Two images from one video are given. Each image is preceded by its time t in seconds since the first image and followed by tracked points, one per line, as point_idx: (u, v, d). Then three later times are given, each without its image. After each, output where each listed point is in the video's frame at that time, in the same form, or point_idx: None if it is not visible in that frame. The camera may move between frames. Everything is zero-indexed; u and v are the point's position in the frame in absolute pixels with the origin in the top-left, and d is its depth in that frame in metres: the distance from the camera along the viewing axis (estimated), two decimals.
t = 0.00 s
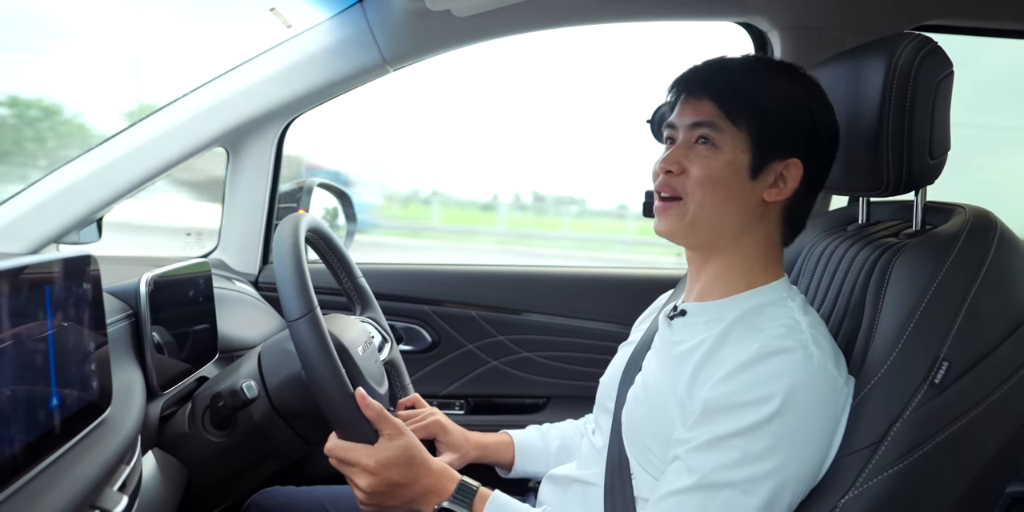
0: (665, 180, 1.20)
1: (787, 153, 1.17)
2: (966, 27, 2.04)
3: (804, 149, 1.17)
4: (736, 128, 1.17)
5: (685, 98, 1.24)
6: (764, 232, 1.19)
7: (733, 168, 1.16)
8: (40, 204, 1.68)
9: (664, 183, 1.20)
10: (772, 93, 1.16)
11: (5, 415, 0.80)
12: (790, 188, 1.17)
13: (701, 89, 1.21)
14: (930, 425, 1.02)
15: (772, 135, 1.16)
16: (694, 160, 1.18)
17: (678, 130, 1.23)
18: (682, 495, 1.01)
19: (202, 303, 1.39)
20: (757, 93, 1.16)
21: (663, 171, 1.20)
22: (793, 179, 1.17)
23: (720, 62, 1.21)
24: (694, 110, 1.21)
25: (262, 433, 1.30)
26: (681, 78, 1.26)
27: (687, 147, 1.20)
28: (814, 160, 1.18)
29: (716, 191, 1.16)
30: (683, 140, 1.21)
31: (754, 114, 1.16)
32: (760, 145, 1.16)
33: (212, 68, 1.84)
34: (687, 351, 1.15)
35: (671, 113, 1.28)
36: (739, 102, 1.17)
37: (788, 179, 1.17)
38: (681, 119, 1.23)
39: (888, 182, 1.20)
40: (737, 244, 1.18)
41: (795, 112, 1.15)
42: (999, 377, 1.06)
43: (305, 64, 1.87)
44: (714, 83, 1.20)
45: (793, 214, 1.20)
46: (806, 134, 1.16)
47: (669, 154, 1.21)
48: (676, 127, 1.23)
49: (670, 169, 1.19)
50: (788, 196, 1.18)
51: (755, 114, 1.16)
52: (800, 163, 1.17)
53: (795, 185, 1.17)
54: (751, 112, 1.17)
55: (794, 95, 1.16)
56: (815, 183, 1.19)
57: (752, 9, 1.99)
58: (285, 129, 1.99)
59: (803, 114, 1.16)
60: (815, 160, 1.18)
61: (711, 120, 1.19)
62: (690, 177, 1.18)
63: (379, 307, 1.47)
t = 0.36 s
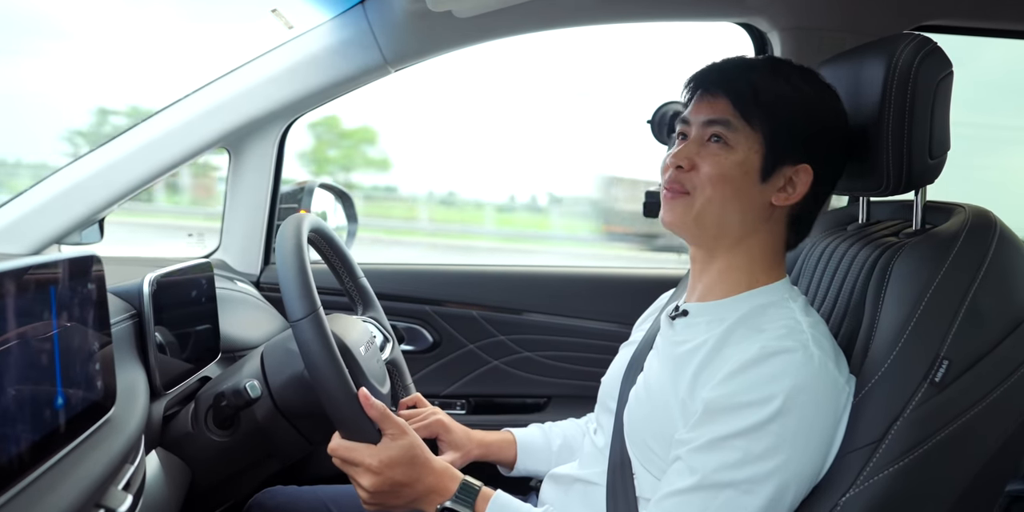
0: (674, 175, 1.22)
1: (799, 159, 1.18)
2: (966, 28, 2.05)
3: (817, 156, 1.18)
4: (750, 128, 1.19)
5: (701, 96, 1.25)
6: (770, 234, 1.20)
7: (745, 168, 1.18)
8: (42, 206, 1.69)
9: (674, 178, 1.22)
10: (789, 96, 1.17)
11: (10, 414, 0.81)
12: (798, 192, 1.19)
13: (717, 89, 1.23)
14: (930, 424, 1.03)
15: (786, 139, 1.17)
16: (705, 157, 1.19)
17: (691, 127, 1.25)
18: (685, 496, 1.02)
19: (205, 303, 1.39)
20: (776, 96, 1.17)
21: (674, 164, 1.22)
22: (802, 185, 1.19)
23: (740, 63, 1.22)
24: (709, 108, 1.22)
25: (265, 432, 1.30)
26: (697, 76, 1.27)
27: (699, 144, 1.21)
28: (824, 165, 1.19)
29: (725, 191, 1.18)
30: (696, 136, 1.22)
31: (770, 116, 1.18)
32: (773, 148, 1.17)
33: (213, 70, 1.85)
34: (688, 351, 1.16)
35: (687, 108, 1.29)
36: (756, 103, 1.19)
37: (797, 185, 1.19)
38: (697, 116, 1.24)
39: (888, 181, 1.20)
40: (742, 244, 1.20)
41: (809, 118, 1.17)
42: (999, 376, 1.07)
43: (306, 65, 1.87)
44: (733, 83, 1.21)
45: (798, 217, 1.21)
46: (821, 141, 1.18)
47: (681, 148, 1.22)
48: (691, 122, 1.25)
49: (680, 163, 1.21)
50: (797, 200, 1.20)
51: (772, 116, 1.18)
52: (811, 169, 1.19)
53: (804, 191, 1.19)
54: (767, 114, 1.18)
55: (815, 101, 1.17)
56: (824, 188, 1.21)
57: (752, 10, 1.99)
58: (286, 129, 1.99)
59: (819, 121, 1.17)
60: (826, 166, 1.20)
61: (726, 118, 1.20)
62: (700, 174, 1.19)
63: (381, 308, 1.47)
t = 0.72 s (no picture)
0: (659, 176, 1.24)
1: (770, 142, 1.15)
2: (969, 25, 2.03)
3: (788, 138, 1.15)
4: (715, 120, 1.18)
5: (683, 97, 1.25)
6: (755, 224, 1.18)
7: (713, 157, 1.17)
8: (36, 202, 1.66)
9: (660, 178, 1.24)
10: (755, 86, 1.15)
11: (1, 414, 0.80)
12: (775, 176, 1.16)
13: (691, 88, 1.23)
14: (933, 425, 1.02)
15: (750, 125, 1.15)
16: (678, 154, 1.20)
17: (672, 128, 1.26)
18: (684, 495, 1.00)
19: (200, 301, 1.38)
20: (740, 87, 1.16)
21: (656, 167, 1.24)
22: (778, 166, 1.15)
23: (713, 61, 1.21)
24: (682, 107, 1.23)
25: (261, 430, 1.29)
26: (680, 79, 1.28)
27: (675, 143, 1.22)
28: (803, 149, 1.15)
29: (696, 182, 1.17)
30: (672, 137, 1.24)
31: (733, 106, 1.17)
32: (739, 135, 1.16)
33: (211, 65, 1.84)
34: (688, 350, 1.15)
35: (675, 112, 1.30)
36: (722, 95, 1.18)
37: (773, 167, 1.15)
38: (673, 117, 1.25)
39: (890, 179, 1.19)
40: (731, 234, 1.18)
41: (778, 105, 1.14)
42: (1002, 376, 1.06)
43: (305, 60, 1.86)
44: (701, 79, 1.21)
45: (785, 205, 1.18)
46: (790, 124, 1.14)
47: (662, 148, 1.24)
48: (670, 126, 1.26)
49: (659, 164, 1.23)
50: (776, 184, 1.17)
51: (734, 106, 1.16)
52: (784, 149, 1.15)
53: (781, 172, 1.15)
54: (731, 106, 1.17)
55: (777, 88, 1.14)
56: (807, 175, 1.17)
57: (753, 7, 1.98)
58: (284, 125, 1.98)
59: (788, 106, 1.14)
60: (807, 151, 1.15)
61: (694, 115, 1.20)
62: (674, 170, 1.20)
63: (379, 306, 1.46)
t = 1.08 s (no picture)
0: (667, 172, 1.24)
1: (781, 139, 1.17)
2: (971, 23, 2.05)
3: (797, 136, 1.17)
4: (726, 118, 1.19)
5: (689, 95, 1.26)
6: (764, 221, 1.19)
7: (725, 155, 1.18)
8: (43, 203, 1.66)
9: (668, 175, 1.24)
10: (763, 85, 1.17)
11: (22, 410, 0.81)
12: (786, 173, 1.17)
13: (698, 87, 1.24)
14: (940, 418, 1.03)
15: (762, 123, 1.17)
16: (689, 151, 1.21)
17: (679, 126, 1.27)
18: (693, 484, 0.99)
19: (210, 299, 1.39)
20: (748, 85, 1.18)
21: (665, 164, 1.24)
22: (789, 164, 1.17)
23: (719, 60, 1.23)
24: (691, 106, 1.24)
25: (273, 427, 1.30)
26: (686, 78, 1.29)
27: (685, 140, 1.23)
28: (812, 147, 1.17)
29: (709, 180, 1.18)
30: (681, 135, 1.24)
31: (744, 104, 1.18)
32: (750, 133, 1.17)
33: (217, 66, 1.85)
34: (694, 346, 1.15)
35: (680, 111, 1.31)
36: (733, 93, 1.19)
37: (784, 165, 1.17)
38: (681, 115, 1.25)
39: (896, 176, 1.21)
40: (739, 231, 1.19)
41: (785, 103, 1.16)
42: (1008, 370, 1.07)
43: (311, 60, 1.87)
44: (710, 78, 1.22)
45: (793, 203, 1.20)
46: (797, 122, 1.16)
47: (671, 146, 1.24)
48: (677, 123, 1.27)
49: (669, 161, 1.23)
50: (787, 182, 1.18)
51: (746, 103, 1.18)
52: (795, 147, 1.17)
53: (792, 170, 1.17)
54: (742, 104, 1.18)
55: (787, 87, 1.16)
56: (816, 172, 1.19)
57: (757, 5, 1.99)
58: (291, 125, 1.99)
59: (798, 105, 1.16)
60: (815, 149, 1.18)
61: (705, 113, 1.21)
62: (686, 167, 1.21)
63: (387, 303, 1.47)
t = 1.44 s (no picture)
0: (681, 168, 1.14)
1: (802, 150, 1.16)
2: (969, 22, 2.04)
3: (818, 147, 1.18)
4: (755, 120, 1.15)
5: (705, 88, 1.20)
6: (777, 228, 1.17)
7: (752, 160, 1.13)
8: (38, 201, 1.66)
9: (681, 170, 1.14)
10: (790, 88, 1.16)
11: (5, 414, 0.80)
12: (804, 184, 1.17)
13: (720, 82, 1.18)
14: (936, 422, 1.02)
15: (789, 130, 1.15)
16: (711, 149, 1.14)
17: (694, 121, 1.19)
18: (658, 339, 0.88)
19: (202, 300, 1.38)
20: (774, 87, 1.16)
21: (680, 158, 1.15)
22: (807, 175, 1.17)
23: (734, 57, 1.19)
24: (714, 101, 1.17)
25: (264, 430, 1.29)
26: (700, 73, 1.23)
27: (705, 137, 1.16)
28: (824, 153, 1.19)
29: (735, 184, 1.12)
30: (699, 130, 1.17)
31: (773, 107, 1.15)
32: (778, 139, 1.15)
33: (210, 64, 1.83)
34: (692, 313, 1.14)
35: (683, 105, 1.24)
36: (761, 95, 1.16)
37: (803, 176, 1.17)
38: (699, 109, 1.18)
39: (894, 176, 1.19)
40: (750, 238, 1.15)
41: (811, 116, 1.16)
42: (1005, 373, 1.06)
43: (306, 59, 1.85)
44: (737, 76, 1.17)
45: (800, 210, 1.20)
46: (810, 129, 1.17)
47: (687, 141, 1.16)
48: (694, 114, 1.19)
49: (687, 156, 1.14)
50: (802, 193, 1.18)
51: (773, 107, 1.15)
52: (815, 158, 1.18)
53: (810, 181, 1.17)
54: (773, 108, 1.15)
55: (815, 100, 1.17)
56: (824, 181, 1.20)
57: (754, 4, 1.98)
58: (285, 124, 1.98)
59: (807, 111, 1.16)
60: (828, 160, 1.19)
61: (731, 110, 1.15)
62: (708, 166, 1.13)
63: (381, 305, 1.45)
